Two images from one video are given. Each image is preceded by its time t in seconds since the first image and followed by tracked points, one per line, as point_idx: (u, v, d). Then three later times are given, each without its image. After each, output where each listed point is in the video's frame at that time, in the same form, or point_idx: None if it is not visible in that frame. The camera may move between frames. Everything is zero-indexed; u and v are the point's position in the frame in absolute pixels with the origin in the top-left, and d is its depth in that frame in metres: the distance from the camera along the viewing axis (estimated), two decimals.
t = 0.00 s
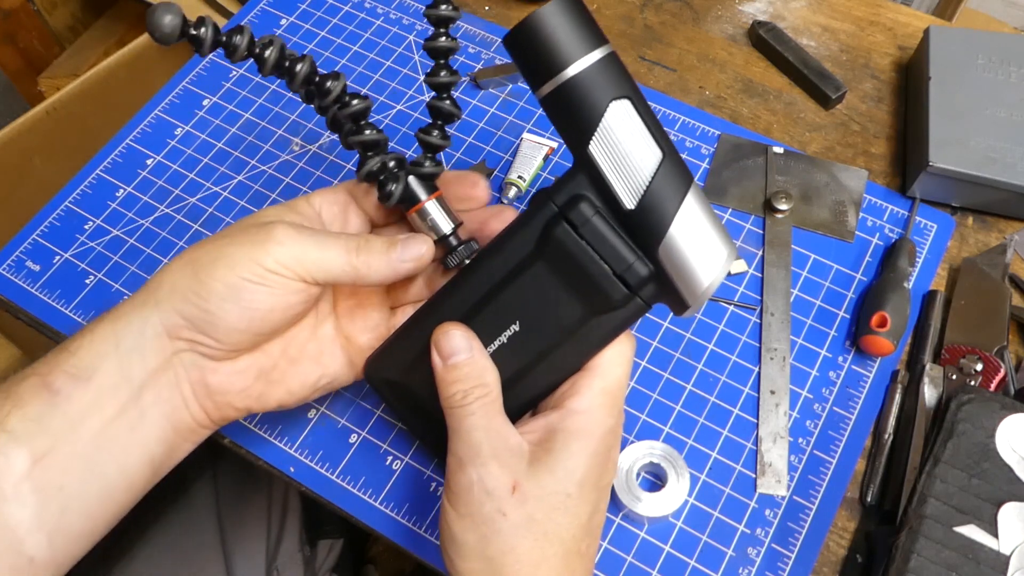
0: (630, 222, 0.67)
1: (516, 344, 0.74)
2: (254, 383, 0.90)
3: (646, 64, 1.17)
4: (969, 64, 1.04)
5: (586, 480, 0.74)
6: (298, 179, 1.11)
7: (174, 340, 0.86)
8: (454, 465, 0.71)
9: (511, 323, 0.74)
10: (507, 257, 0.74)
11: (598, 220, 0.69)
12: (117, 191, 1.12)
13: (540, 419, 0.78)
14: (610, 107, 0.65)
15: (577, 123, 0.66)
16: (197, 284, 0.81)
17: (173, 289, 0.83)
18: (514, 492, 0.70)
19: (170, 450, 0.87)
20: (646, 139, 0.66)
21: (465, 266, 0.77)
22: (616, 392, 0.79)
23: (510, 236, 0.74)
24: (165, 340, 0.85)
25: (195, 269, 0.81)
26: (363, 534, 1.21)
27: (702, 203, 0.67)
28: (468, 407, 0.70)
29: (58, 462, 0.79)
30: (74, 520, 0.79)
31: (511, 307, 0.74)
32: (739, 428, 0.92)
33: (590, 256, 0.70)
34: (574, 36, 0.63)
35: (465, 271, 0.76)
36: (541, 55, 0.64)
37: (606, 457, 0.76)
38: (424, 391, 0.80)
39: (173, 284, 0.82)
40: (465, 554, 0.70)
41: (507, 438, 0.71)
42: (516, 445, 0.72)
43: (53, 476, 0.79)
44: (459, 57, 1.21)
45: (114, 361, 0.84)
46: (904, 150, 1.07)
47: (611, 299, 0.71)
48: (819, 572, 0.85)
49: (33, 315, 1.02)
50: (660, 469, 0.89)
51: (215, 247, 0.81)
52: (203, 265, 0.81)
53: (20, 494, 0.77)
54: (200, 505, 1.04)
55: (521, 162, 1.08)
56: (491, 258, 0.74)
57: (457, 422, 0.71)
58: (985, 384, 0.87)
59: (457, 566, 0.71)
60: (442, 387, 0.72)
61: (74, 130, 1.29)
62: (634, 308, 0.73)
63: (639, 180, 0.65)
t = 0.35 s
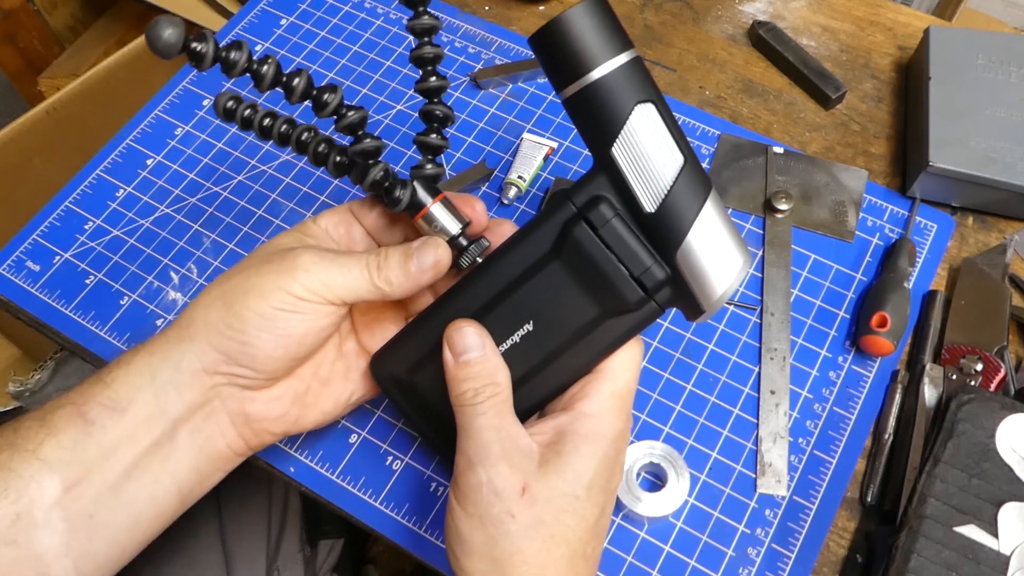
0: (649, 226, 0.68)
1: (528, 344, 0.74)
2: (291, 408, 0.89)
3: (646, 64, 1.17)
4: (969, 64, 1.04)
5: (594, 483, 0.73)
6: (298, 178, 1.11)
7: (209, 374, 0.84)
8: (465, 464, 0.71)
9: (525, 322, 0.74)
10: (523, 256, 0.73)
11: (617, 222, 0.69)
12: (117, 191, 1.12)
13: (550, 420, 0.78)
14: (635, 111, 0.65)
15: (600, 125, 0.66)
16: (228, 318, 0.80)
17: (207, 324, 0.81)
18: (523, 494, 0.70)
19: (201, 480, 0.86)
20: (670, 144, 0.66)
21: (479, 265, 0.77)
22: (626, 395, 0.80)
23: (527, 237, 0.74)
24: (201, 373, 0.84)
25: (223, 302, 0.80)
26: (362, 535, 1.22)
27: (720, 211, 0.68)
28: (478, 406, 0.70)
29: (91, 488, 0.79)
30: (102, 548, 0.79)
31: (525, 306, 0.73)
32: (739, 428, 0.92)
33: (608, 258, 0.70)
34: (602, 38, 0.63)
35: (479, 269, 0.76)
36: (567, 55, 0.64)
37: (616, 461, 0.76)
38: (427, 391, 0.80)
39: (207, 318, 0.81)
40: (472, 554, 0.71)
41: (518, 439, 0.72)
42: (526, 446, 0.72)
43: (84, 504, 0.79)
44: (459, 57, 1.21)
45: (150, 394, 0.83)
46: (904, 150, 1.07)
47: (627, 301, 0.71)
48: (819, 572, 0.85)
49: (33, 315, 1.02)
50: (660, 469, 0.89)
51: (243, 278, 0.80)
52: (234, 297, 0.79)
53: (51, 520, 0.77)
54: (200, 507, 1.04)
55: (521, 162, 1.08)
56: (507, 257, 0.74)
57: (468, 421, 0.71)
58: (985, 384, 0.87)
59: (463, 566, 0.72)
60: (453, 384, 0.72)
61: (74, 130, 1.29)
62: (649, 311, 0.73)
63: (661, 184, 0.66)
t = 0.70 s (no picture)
0: (635, 224, 0.67)
1: (517, 344, 0.75)
2: (306, 400, 0.90)
3: (646, 64, 1.17)
4: (969, 64, 1.04)
5: (586, 483, 0.73)
6: (298, 178, 1.11)
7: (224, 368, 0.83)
8: (457, 465, 0.71)
9: (514, 323, 0.74)
10: (510, 256, 0.74)
11: (603, 221, 0.69)
12: (117, 191, 1.12)
13: (543, 420, 0.78)
14: (617, 109, 0.65)
15: (584, 124, 0.66)
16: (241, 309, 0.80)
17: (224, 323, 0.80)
18: (514, 494, 0.70)
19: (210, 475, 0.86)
20: (654, 141, 0.66)
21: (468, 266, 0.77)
22: (619, 395, 0.79)
23: (515, 237, 0.74)
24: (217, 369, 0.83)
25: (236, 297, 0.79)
26: (363, 535, 1.22)
27: (708, 206, 0.67)
28: (468, 407, 0.70)
29: (97, 491, 0.78)
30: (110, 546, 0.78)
31: (513, 307, 0.74)
32: (739, 428, 0.92)
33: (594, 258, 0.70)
34: (582, 36, 0.63)
35: (469, 270, 0.76)
36: (549, 54, 0.64)
37: (610, 461, 0.76)
38: (422, 391, 0.80)
39: (221, 312, 0.80)
40: (465, 554, 0.71)
41: (509, 439, 0.71)
42: (519, 446, 0.72)
43: (91, 506, 0.77)
44: (459, 57, 1.21)
45: (160, 393, 0.81)
46: (904, 150, 1.07)
47: (615, 300, 0.71)
48: (819, 572, 0.85)
49: (33, 315, 1.02)
50: (660, 469, 0.89)
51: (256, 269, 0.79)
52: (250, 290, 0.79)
53: (58, 522, 0.76)
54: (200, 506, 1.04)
55: (521, 162, 1.08)
56: (495, 257, 0.74)
57: (459, 421, 0.71)
58: (985, 384, 0.87)
59: (458, 567, 0.71)
60: (444, 387, 0.72)
61: (74, 131, 1.29)
62: (638, 310, 0.73)
63: (645, 182, 0.65)
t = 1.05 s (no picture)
0: (636, 222, 0.67)
1: (518, 343, 0.75)
2: (303, 399, 0.89)
3: (646, 64, 1.17)
4: (969, 64, 1.04)
5: (587, 483, 0.73)
6: (298, 178, 1.11)
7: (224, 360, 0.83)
8: (456, 464, 0.71)
9: (515, 321, 0.74)
10: (512, 254, 0.74)
11: (604, 218, 0.69)
12: (117, 191, 1.12)
13: (544, 419, 0.78)
14: (618, 106, 0.65)
15: (585, 122, 0.66)
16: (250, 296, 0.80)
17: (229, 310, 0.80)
18: (514, 493, 0.70)
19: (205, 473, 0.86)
20: (655, 138, 0.65)
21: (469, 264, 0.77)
22: (620, 394, 0.79)
23: (516, 235, 0.74)
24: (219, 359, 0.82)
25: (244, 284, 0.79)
26: (363, 535, 1.22)
27: (709, 204, 0.67)
28: (469, 406, 0.70)
29: (91, 490, 0.77)
30: (104, 549, 0.77)
31: (515, 305, 0.74)
32: (739, 428, 0.92)
33: (596, 255, 0.70)
34: (583, 34, 0.63)
35: (470, 269, 0.76)
36: (550, 53, 0.64)
37: (610, 460, 0.76)
38: (423, 389, 0.80)
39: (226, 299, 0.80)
40: (464, 553, 0.71)
41: (509, 438, 0.72)
42: (519, 444, 0.73)
43: (84, 507, 0.76)
44: (459, 57, 1.21)
45: (155, 387, 0.80)
46: (904, 151, 1.07)
47: (616, 297, 0.71)
48: (819, 572, 0.85)
49: (33, 315, 1.02)
50: (660, 469, 0.89)
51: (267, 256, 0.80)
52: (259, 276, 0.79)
53: (50, 525, 0.74)
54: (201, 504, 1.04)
55: (521, 162, 1.08)
56: (497, 256, 0.74)
57: (458, 421, 0.71)
58: (985, 384, 0.87)
59: (457, 566, 0.72)
60: (444, 385, 0.72)
61: (74, 130, 1.29)
62: (639, 307, 0.72)
63: (647, 180, 0.65)
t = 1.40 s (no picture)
0: (651, 228, 0.68)
1: (528, 345, 0.75)
2: (295, 409, 0.89)
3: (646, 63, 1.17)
4: (969, 64, 1.04)
5: (595, 485, 0.73)
6: (298, 178, 1.11)
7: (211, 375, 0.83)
8: (464, 465, 0.71)
9: (525, 324, 0.74)
10: (524, 256, 0.74)
11: (619, 223, 0.69)
12: (117, 191, 1.12)
13: (551, 421, 0.78)
14: (638, 113, 0.65)
15: (603, 127, 0.66)
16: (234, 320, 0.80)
17: (216, 332, 0.80)
18: (522, 495, 0.70)
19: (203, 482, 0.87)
20: (673, 146, 0.66)
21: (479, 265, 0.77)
22: (627, 397, 0.80)
23: (529, 238, 0.74)
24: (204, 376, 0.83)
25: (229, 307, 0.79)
26: (362, 535, 1.22)
27: (723, 214, 0.68)
28: (477, 407, 0.70)
29: (86, 496, 0.78)
30: (100, 554, 0.79)
31: (526, 307, 0.74)
32: (739, 428, 0.92)
33: (609, 260, 0.70)
34: (607, 39, 0.63)
35: (480, 269, 0.76)
36: (571, 57, 0.64)
37: (616, 463, 0.76)
38: (428, 388, 0.80)
39: (212, 321, 0.80)
40: (472, 555, 0.71)
41: (516, 441, 0.71)
42: (526, 446, 0.72)
43: (80, 512, 0.77)
44: (459, 57, 1.21)
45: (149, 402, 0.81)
46: (904, 150, 1.07)
47: (628, 303, 0.71)
48: (819, 572, 0.85)
49: (33, 315, 1.02)
50: (660, 469, 0.89)
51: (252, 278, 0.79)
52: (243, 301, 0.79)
53: (47, 529, 0.76)
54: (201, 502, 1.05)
55: (521, 162, 1.08)
56: (509, 257, 0.74)
57: (467, 421, 0.71)
58: (985, 384, 0.87)
59: (463, 566, 0.72)
60: (452, 385, 0.72)
61: (75, 130, 1.29)
62: (650, 313, 0.73)
63: (664, 187, 0.66)
